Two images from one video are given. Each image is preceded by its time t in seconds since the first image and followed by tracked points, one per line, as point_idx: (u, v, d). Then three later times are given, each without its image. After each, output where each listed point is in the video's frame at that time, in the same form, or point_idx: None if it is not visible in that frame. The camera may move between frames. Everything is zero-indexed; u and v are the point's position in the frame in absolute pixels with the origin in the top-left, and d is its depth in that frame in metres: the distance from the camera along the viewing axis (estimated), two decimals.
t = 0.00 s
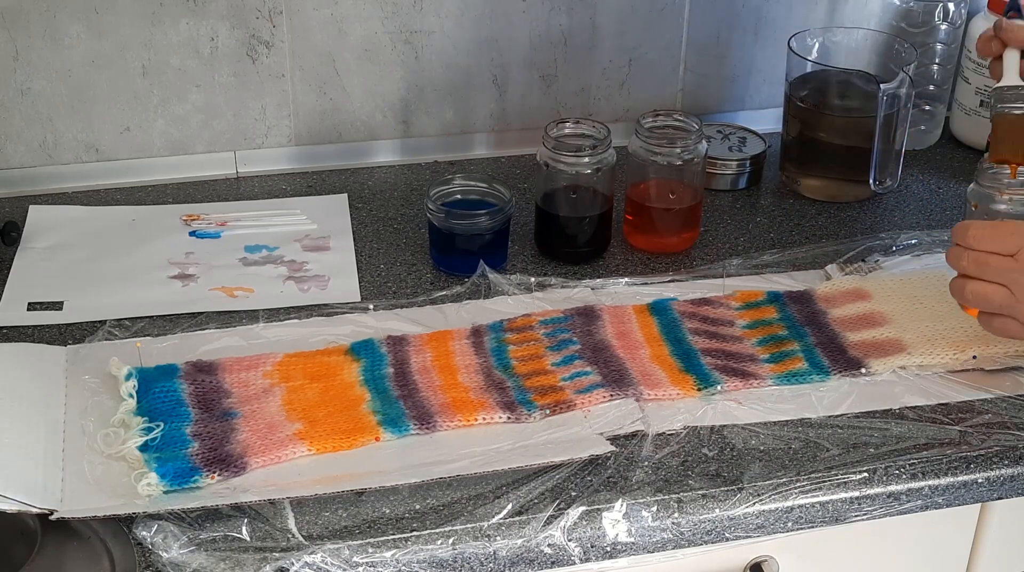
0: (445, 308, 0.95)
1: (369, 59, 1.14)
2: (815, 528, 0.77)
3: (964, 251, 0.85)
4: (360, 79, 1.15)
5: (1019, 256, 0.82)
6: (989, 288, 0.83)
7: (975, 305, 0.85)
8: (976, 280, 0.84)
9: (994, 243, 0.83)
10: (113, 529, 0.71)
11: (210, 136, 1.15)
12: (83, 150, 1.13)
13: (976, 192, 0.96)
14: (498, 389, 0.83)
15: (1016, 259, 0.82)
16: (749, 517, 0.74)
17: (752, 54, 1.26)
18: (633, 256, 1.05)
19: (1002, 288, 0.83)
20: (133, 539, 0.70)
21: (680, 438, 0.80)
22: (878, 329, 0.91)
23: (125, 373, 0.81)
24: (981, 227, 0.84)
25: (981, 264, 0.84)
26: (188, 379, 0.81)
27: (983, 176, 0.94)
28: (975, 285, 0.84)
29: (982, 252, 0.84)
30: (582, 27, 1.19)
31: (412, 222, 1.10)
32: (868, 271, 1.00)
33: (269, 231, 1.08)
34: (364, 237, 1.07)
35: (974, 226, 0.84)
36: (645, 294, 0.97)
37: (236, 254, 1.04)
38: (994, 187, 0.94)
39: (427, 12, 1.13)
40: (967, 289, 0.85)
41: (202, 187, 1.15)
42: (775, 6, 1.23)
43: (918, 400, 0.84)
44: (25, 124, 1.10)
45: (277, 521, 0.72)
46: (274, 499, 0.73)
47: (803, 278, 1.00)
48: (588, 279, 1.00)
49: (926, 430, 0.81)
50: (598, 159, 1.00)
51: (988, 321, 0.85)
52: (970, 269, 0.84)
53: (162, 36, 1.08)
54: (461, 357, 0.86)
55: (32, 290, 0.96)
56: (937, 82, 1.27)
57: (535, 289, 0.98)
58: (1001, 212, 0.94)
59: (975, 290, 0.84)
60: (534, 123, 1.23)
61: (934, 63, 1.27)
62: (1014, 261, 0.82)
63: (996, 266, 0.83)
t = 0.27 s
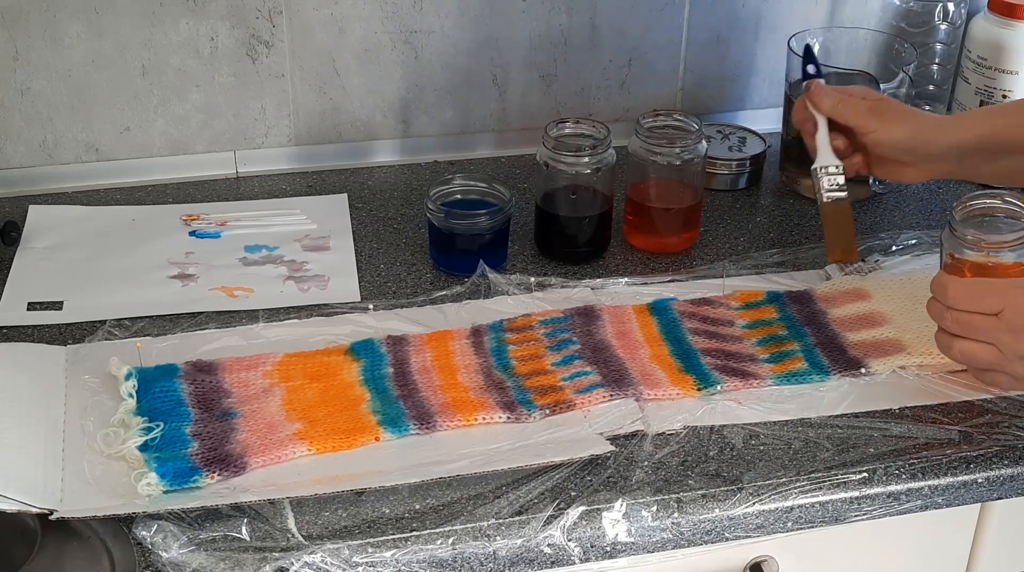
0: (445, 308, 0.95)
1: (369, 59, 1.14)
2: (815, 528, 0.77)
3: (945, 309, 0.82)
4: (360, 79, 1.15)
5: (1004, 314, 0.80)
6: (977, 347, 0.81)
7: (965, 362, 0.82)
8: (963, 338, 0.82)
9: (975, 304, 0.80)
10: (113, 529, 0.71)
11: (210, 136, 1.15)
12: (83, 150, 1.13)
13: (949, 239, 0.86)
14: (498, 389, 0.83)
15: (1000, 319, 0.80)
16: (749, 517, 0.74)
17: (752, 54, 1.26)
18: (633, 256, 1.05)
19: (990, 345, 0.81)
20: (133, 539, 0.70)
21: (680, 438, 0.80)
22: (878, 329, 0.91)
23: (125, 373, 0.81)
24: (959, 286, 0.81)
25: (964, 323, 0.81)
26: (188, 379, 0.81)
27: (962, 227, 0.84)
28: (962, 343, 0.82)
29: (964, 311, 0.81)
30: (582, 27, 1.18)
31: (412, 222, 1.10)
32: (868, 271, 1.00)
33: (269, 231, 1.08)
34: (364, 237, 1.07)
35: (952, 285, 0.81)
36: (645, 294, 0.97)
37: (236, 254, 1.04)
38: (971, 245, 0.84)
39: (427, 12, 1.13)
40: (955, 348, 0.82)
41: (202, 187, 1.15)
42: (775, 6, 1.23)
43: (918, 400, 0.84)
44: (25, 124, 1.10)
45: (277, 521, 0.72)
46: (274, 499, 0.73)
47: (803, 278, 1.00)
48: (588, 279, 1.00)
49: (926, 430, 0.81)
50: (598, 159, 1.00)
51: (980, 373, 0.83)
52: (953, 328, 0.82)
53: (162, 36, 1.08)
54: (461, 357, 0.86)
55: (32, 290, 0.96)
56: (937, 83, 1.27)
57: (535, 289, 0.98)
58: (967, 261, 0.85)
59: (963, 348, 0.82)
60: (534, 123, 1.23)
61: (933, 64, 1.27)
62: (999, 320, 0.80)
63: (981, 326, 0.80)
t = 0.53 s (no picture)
0: (444, 308, 0.95)
1: (369, 59, 1.14)
2: (815, 528, 0.77)
3: (979, 331, 0.82)
4: (360, 79, 1.15)
5: None
6: (1010, 368, 0.80)
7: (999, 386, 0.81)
8: (998, 360, 0.81)
9: (1008, 326, 0.79)
10: (113, 529, 0.71)
11: (210, 136, 1.15)
12: (83, 150, 1.13)
13: (983, 258, 0.85)
14: (498, 389, 0.83)
15: None
16: (749, 517, 0.74)
17: (752, 54, 1.26)
18: (633, 256, 1.05)
19: None
20: (133, 539, 0.70)
21: (680, 438, 0.80)
22: (878, 329, 0.91)
23: (125, 372, 0.81)
24: (992, 308, 0.80)
25: (999, 345, 0.80)
26: (188, 379, 0.81)
27: (997, 246, 0.83)
28: (996, 365, 0.81)
29: (998, 333, 0.80)
30: (582, 27, 1.18)
31: (411, 222, 1.10)
32: (868, 270, 1.00)
33: (269, 231, 1.08)
34: (364, 237, 1.07)
35: (985, 306, 0.81)
36: (645, 294, 0.97)
37: (236, 254, 1.04)
38: (1007, 266, 0.83)
39: (427, 12, 1.13)
40: (989, 371, 0.81)
41: (202, 187, 1.15)
42: (775, 6, 1.23)
43: (918, 400, 0.84)
44: (25, 124, 1.10)
45: (277, 521, 0.72)
46: (274, 499, 0.73)
47: (803, 278, 1.00)
48: (588, 279, 1.00)
49: (926, 430, 0.81)
50: (598, 159, 1.00)
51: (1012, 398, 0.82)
52: (987, 350, 0.81)
53: (162, 36, 1.08)
54: (461, 357, 0.86)
55: (32, 290, 0.96)
56: (937, 82, 1.27)
57: (535, 289, 0.98)
58: (1005, 282, 0.83)
59: (997, 370, 0.81)
60: (534, 123, 1.23)
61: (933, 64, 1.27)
62: None
63: (1015, 348, 0.79)
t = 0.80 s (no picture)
0: (444, 308, 0.95)
1: (369, 59, 1.14)
2: (815, 528, 0.77)
3: (992, 322, 0.83)
4: (360, 79, 1.15)
5: None
6: None
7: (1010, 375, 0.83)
8: (1011, 351, 0.82)
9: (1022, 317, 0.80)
10: (113, 529, 0.71)
11: (210, 136, 1.15)
12: (83, 150, 1.13)
13: (997, 249, 0.84)
14: (498, 389, 0.83)
15: None
16: (749, 517, 0.74)
17: (752, 54, 1.26)
18: (633, 256, 1.05)
19: None
20: (133, 539, 0.70)
21: (680, 438, 0.80)
22: (878, 329, 0.91)
23: (125, 373, 0.81)
24: (1007, 299, 0.81)
25: (1012, 336, 0.81)
26: (188, 379, 0.81)
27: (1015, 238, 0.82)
28: (1009, 356, 0.82)
29: (1012, 324, 0.81)
30: (582, 27, 1.18)
31: (411, 222, 1.10)
32: (868, 270, 1.00)
33: (269, 231, 1.08)
34: (364, 237, 1.07)
35: (1001, 297, 0.81)
36: (645, 294, 0.97)
37: (236, 254, 1.04)
38: None
39: (427, 12, 1.13)
40: (1001, 361, 0.82)
41: (201, 187, 1.15)
42: (775, 6, 1.23)
43: (918, 400, 0.84)
44: (25, 124, 1.10)
45: (277, 521, 0.72)
46: (274, 499, 0.73)
47: (803, 278, 1.00)
48: (588, 279, 1.00)
49: (926, 430, 0.81)
50: (598, 159, 1.00)
51: None
52: (999, 340, 0.82)
53: (162, 35, 1.08)
54: (461, 357, 0.86)
55: (32, 290, 0.96)
56: (937, 83, 1.27)
57: (535, 289, 0.98)
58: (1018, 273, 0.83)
59: (1010, 361, 0.82)
60: (534, 123, 1.23)
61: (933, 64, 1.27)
62: None
63: None
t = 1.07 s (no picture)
0: (445, 308, 0.95)
1: (369, 59, 1.14)
2: (815, 528, 0.77)
3: (947, 291, 0.84)
4: (361, 79, 1.15)
5: (1004, 296, 0.81)
6: (975, 328, 0.82)
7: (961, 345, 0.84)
8: (962, 319, 0.83)
9: (976, 283, 0.82)
10: (113, 529, 0.71)
11: (210, 136, 1.15)
12: (83, 150, 1.13)
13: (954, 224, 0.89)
14: (498, 389, 0.83)
15: (1001, 298, 0.81)
16: (749, 517, 0.74)
17: (752, 54, 1.26)
18: (633, 256, 1.05)
19: (990, 327, 0.82)
20: (134, 539, 0.70)
21: (681, 438, 0.80)
22: (878, 329, 0.91)
23: (125, 373, 0.81)
24: (962, 266, 0.83)
25: (967, 304, 0.82)
26: (188, 379, 0.81)
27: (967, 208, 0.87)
28: (961, 324, 0.83)
29: (967, 291, 0.83)
30: (582, 27, 1.18)
31: (412, 222, 1.10)
32: (868, 270, 1.00)
33: (269, 231, 1.08)
34: (364, 237, 1.07)
35: (956, 264, 0.83)
36: (645, 294, 0.97)
37: (236, 254, 1.04)
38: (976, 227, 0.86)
39: (427, 12, 1.13)
40: (952, 330, 0.84)
41: (202, 187, 1.15)
42: (775, 6, 1.23)
43: (918, 401, 0.84)
44: (25, 124, 1.10)
45: (277, 521, 0.72)
46: (274, 499, 0.73)
47: (804, 278, 1.00)
48: (588, 279, 1.00)
49: (926, 430, 0.81)
50: (599, 159, 1.00)
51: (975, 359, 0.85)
52: (953, 309, 0.83)
53: (162, 35, 1.08)
54: (461, 356, 0.86)
55: (32, 290, 0.96)
56: (937, 83, 1.27)
57: (535, 289, 0.98)
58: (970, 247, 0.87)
59: (962, 329, 0.83)
60: (534, 123, 1.23)
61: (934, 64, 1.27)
62: (999, 301, 0.81)
63: (983, 305, 0.82)
